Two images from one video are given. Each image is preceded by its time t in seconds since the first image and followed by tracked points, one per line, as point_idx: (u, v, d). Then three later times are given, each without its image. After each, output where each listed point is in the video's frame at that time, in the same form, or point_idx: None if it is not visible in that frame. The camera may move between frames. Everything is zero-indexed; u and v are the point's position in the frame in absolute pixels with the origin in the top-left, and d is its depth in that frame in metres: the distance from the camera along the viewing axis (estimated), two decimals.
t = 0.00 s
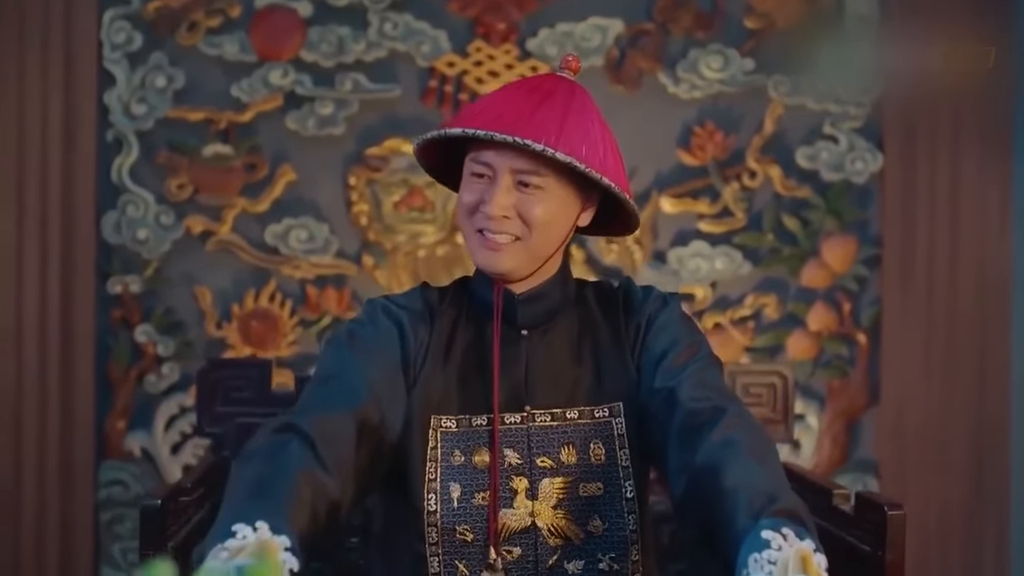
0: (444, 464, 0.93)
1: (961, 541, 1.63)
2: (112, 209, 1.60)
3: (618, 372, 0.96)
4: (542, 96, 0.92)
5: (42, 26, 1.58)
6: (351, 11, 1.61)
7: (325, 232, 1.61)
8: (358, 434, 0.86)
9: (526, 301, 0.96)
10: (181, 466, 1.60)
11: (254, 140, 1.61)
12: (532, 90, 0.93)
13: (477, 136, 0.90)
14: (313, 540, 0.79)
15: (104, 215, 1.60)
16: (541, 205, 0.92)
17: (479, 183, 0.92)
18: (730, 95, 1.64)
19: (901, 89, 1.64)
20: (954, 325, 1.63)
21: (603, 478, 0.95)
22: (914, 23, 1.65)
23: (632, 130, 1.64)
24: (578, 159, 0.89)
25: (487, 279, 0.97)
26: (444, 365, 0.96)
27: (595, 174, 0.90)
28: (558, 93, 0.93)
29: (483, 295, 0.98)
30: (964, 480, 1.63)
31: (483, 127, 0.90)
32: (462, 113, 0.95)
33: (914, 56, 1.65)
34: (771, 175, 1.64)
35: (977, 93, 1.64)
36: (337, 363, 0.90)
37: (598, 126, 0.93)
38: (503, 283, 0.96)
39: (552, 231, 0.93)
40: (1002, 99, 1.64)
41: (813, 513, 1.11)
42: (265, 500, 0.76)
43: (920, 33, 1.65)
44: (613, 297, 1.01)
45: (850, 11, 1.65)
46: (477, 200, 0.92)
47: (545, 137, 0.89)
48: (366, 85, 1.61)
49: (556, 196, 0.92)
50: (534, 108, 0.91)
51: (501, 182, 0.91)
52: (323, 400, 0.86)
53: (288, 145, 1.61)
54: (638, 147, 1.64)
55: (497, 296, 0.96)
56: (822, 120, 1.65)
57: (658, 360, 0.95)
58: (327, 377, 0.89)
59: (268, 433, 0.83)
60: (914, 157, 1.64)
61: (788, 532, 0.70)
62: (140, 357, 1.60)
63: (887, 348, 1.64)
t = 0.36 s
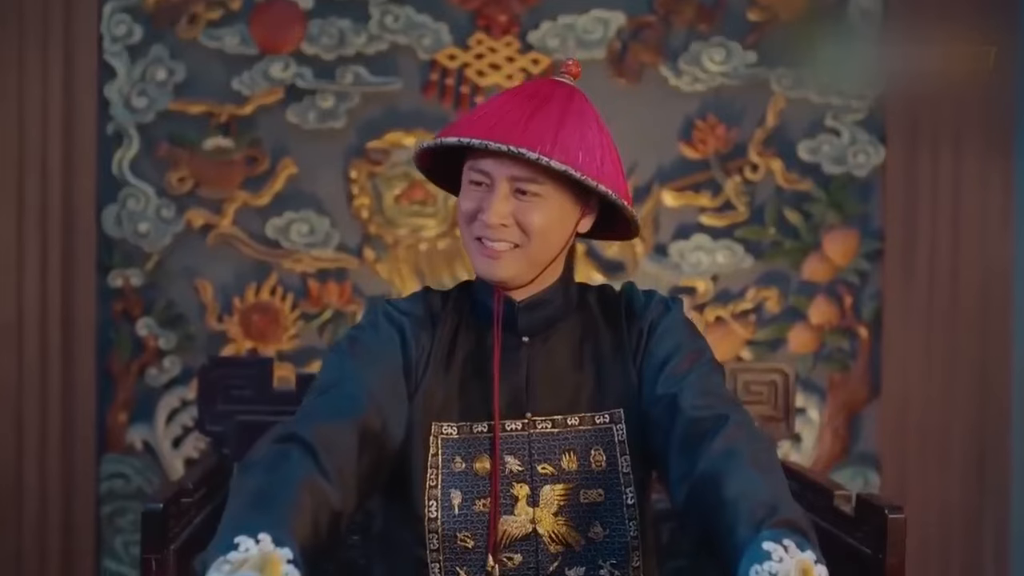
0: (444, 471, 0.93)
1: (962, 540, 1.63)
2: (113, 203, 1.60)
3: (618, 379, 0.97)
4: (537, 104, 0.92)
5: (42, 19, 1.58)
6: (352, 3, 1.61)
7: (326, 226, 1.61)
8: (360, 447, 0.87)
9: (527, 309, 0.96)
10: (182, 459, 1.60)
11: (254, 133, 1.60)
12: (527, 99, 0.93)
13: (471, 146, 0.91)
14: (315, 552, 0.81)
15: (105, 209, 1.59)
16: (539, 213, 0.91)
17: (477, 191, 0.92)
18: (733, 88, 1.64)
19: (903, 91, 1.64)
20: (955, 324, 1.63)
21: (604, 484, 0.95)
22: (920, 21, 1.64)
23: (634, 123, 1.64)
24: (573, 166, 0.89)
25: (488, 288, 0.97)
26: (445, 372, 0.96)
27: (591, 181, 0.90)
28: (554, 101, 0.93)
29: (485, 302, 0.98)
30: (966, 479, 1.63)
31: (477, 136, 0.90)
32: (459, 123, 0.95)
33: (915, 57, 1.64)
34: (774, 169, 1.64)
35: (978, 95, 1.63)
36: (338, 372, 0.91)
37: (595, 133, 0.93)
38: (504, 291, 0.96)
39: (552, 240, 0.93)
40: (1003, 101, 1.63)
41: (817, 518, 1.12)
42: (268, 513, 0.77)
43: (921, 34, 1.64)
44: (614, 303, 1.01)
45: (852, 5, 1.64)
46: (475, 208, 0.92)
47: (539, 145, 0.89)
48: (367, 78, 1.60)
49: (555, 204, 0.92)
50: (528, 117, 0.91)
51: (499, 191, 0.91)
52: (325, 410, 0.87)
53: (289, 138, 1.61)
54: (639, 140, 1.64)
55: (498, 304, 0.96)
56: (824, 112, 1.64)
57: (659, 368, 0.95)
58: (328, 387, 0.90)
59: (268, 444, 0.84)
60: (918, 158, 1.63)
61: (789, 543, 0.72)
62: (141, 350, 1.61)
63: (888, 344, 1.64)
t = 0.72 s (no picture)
0: (448, 473, 0.94)
1: (963, 524, 1.64)
2: (114, 191, 1.59)
3: (623, 380, 0.97)
4: (530, 105, 0.92)
5: (42, 6, 1.57)
6: None
7: (328, 214, 1.61)
8: (363, 449, 0.88)
9: (529, 310, 0.96)
10: (185, 447, 1.61)
11: (255, 121, 1.60)
12: (520, 100, 0.93)
13: (465, 151, 0.91)
14: (318, 558, 0.81)
15: (106, 197, 1.59)
16: (537, 214, 0.91)
17: (474, 195, 0.92)
18: (735, 75, 1.63)
19: (903, 91, 1.63)
20: (957, 313, 1.63)
21: (608, 485, 0.96)
22: (921, 20, 1.63)
23: (637, 111, 1.63)
24: (568, 166, 0.90)
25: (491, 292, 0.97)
26: (448, 374, 0.96)
27: (586, 180, 0.90)
28: (547, 101, 0.93)
29: (489, 304, 0.98)
30: (967, 465, 1.63)
31: (470, 142, 0.90)
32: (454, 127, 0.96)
33: (914, 54, 1.63)
34: (776, 157, 1.64)
35: (978, 94, 1.62)
36: (341, 376, 0.91)
37: (590, 131, 0.93)
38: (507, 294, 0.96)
39: (551, 240, 0.93)
40: (1004, 100, 1.62)
41: (817, 513, 1.13)
42: (271, 520, 0.78)
43: (921, 31, 1.63)
44: (619, 304, 1.01)
45: None
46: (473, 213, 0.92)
47: (532, 147, 0.89)
48: (368, 66, 1.60)
49: (553, 205, 0.92)
50: (521, 119, 0.91)
51: (495, 194, 0.91)
52: (328, 415, 0.87)
53: (290, 126, 1.60)
54: (642, 127, 1.63)
55: (501, 307, 0.96)
56: (827, 100, 1.64)
57: (664, 371, 0.95)
58: (331, 391, 0.90)
59: (270, 448, 0.85)
60: (920, 151, 1.62)
61: (791, 549, 0.74)
62: (143, 338, 1.61)
63: (889, 332, 1.64)
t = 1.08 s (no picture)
0: (448, 470, 0.95)
1: (964, 505, 1.64)
2: (114, 174, 1.59)
3: (622, 375, 0.98)
4: (513, 102, 0.92)
5: None
6: None
7: (329, 198, 1.60)
8: (361, 448, 0.88)
9: (527, 306, 0.97)
10: (186, 430, 1.62)
11: (256, 105, 1.59)
12: (502, 96, 0.93)
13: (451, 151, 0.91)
14: (318, 559, 0.82)
15: (106, 181, 1.59)
16: (527, 210, 0.92)
17: (463, 194, 0.93)
18: (737, 59, 1.63)
19: (904, 91, 1.62)
20: (960, 292, 1.63)
21: (608, 479, 0.97)
22: (923, 18, 1.62)
23: (638, 94, 1.62)
24: (554, 159, 0.90)
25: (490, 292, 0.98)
26: (447, 371, 0.97)
27: (575, 172, 0.90)
28: (529, 96, 0.93)
29: (488, 301, 0.99)
30: (968, 446, 1.64)
31: (456, 142, 0.90)
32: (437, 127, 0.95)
33: (913, 56, 1.63)
34: (778, 140, 1.63)
35: (979, 93, 1.62)
36: (340, 375, 0.92)
37: (574, 123, 0.93)
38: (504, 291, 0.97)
39: (544, 234, 0.93)
40: (1009, 100, 1.62)
41: (818, 503, 1.14)
42: (270, 521, 0.78)
43: (920, 33, 1.62)
44: (618, 298, 1.02)
45: None
46: (465, 212, 0.92)
47: (519, 143, 0.89)
48: (369, 49, 1.59)
49: (543, 198, 0.92)
50: (504, 116, 0.91)
51: (485, 192, 0.92)
52: (325, 415, 0.88)
53: (291, 109, 1.60)
54: (644, 110, 1.62)
55: (500, 304, 0.97)
56: (828, 83, 1.63)
57: (663, 366, 0.96)
58: (328, 390, 0.91)
59: (270, 449, 0.85)
60: (920, 156, 1.62)
61: (792, 547, 0.74)
62: (144, 322, 1.61)
63: (890, 316, 1.64)
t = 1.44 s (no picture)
0: (449, 463, 0.96)
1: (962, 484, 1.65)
2: (115, 155, 1.59)
3: (622, 365, 0.98)
4: (505, 93, 0.91)
5: None
6: None
7: (330, 178, 1.60)
8: (360, 442, 0.89)
9: (534, 297, 0.97)
10: (188, 411, 1.62)
11: (256, 85, 1.59)
12: (498, 91, 0.92)
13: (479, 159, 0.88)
14: (320, 553, 0.83)
15: (107, 162, 1.59)
16: (548, 198, 0.93)
17: (481, 197, 0.93)
18: (739, 39, 1.62)
19: (909, 96, 1.62)
20: (962, 271, 1.63)
21: (610, 469, 0.97)
22: (924, 18, 1.62)
23: (640, 76, 1.62)
24: (577, 143, 0.91)
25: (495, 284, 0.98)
26: (446, 363, 0.97)
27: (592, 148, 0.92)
28: (520, 87, 0.92)
29: (489, 292, 0.99)
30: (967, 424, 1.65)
31: (481, 146, 0.88)
32: (429, 141, 0.93)
33: (913, 55, 1.62)
34: (780, 121, 1.63)
35: (980, 91, 1.62)
36: (340, 369, 0.92)
37: (560, 100, 0.94)
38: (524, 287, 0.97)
39: (563, 218, 0.95)
40: (1010, 100, 1.62)
41: (819, 488, 1.14)
42: (273, 515, 0.79)
43: (920, 32, 1.62)
44: (616, 286, 1.02)
45: None
46: (488, 213, 0.92)
47: (543, 135, 0.89)
48: (369, 29, 1.58)
49: (558, 184, 0.93)
50: (512, 110, 0.90)
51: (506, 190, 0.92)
52: (324, 410, 0.88)
53: (291, 90, 1.59)
54: (645, 91, 1.62)
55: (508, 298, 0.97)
56: (830, 63, 1.62)
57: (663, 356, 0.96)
58: (327, 385, 0.91)
59: (271, 444, 0.86)
60: (923, 159, 1.62)
61: (792, 541, 0.74)
62: (146, 303, 1.61)
63: (891, 297, 1.64)
